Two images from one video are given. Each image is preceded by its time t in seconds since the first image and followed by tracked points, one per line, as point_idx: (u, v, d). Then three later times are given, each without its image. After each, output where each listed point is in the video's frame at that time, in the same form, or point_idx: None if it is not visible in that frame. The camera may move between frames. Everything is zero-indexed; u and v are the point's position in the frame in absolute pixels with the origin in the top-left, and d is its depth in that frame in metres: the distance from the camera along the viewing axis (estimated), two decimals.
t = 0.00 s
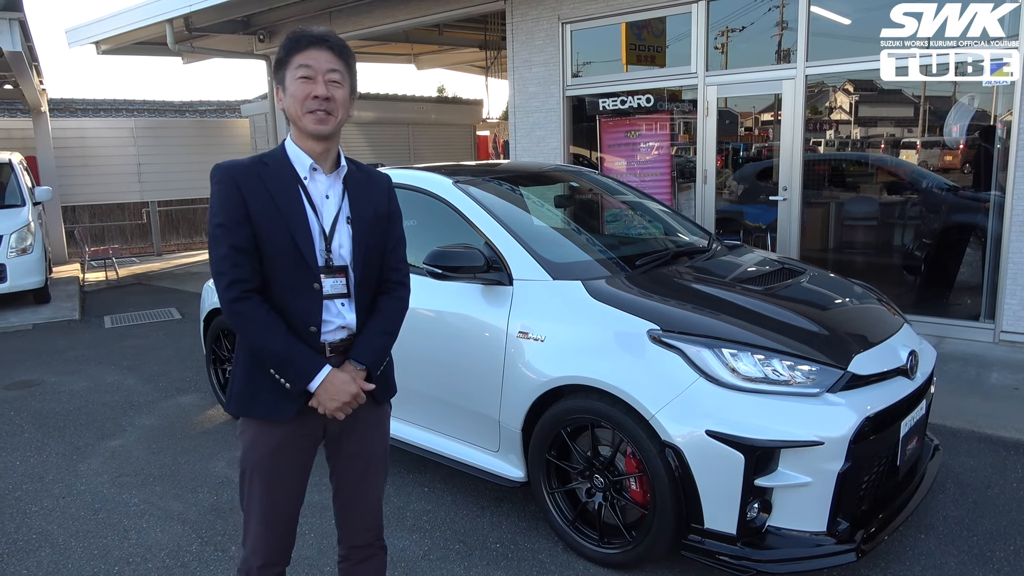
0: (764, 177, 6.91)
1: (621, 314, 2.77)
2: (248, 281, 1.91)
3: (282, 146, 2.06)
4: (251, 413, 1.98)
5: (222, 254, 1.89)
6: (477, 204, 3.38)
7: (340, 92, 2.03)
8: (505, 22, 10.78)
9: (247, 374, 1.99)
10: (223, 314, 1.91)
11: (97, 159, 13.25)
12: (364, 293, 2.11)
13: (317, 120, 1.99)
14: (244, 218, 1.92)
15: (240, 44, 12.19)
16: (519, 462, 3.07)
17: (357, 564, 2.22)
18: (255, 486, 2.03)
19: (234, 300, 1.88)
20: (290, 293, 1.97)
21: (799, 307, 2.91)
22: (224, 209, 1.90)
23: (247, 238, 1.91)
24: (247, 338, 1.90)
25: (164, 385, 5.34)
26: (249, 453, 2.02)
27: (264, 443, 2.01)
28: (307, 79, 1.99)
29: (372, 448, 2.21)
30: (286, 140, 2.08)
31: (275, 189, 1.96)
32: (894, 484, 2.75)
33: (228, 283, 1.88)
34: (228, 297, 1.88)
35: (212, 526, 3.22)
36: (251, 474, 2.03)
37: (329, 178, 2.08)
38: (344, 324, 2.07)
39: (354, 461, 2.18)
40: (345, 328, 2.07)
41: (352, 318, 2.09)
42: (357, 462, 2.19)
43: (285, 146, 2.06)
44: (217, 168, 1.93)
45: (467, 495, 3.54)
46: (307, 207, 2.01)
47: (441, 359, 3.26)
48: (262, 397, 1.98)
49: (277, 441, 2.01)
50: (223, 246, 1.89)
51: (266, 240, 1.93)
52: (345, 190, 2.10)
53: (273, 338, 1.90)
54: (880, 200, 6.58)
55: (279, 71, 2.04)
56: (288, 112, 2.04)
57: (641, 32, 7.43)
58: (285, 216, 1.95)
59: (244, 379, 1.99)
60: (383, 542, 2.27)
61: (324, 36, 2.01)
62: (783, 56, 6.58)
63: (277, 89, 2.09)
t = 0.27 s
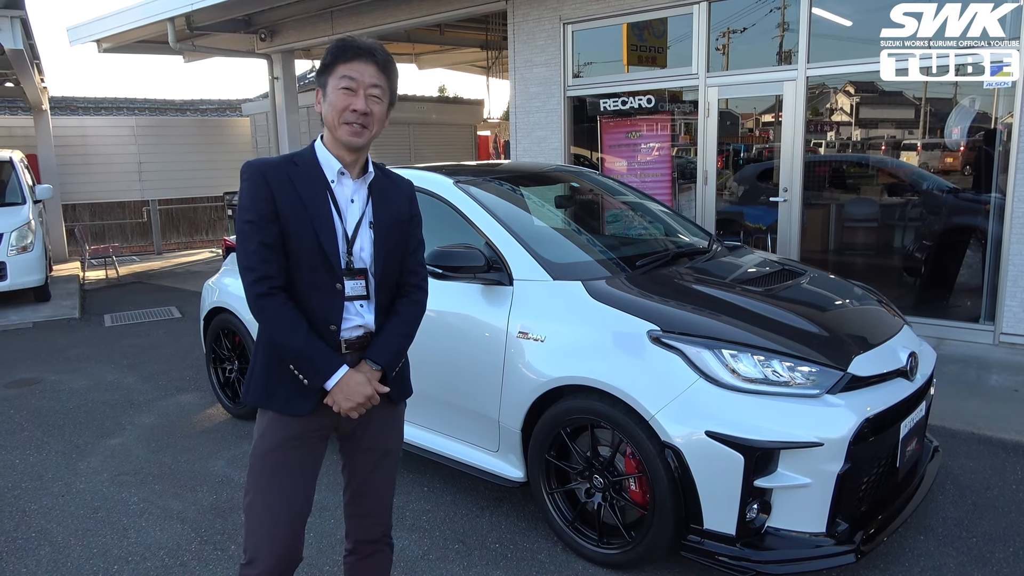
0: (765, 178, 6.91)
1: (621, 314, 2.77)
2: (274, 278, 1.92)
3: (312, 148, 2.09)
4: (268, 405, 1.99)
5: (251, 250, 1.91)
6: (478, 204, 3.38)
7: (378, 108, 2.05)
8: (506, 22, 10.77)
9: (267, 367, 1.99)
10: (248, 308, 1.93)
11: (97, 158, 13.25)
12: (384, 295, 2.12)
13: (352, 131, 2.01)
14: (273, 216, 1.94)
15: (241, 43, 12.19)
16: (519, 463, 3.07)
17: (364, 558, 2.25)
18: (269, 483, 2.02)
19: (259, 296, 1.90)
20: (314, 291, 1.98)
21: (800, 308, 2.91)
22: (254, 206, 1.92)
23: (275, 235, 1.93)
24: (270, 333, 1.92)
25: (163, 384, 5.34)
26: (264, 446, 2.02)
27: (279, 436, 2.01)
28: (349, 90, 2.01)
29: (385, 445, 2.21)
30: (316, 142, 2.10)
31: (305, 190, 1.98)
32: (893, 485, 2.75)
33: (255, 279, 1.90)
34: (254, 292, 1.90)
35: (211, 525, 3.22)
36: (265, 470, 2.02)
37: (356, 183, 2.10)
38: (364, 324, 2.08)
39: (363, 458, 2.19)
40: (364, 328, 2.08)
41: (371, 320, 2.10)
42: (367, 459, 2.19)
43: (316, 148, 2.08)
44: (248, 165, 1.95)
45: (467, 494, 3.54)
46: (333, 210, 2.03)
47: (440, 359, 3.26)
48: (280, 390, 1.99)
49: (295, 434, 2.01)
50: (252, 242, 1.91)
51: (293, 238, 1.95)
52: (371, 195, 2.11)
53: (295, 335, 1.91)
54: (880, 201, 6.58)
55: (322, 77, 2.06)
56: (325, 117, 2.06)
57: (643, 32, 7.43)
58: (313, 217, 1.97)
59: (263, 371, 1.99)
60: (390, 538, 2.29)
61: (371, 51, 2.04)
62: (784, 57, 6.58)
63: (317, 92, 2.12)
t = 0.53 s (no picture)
0: (765, 179, 6.91)
1: (621, 315, 2.77)
2: (286, 275, 1.91)
3: (316, 144, 2.08)
4: (282, 403, 1.98)
5: (263, 246, 1.89)
6: (478, 204, 3.38)
7: (382, 103, 2.05)
8: (506, 22, 10.76)
9: (278, 366, 1.98)
10: (260, 305, 1.91)
11: (97, 156, 13.25)
12: (391, 292, 2.12)
13: (356, 126, 2.01)
14: (282, 213, 1.92)
15: (241, 42, 12.18)
16: (519, 463, 3.07)
17: (366, 559, 2.25)
18: (280, 480, 2.03)
19: (273, 292, 1.89)
20: (325, 288, 1.97)
21: (801, 309, 2.90)
22: (264, 202, 1.91)
23: (285, 232, 1.92)
24: (283, 329, 1.90)
25: (163, 383, 5.34)
26: (275, 445, 2.02)
27: (290, 436, 2.01)
28: (354, 85, 2.01)
29: (390, 444, 2.20)
30: (321, 139, 2.09)
31: (314, 186, 1.97)
32: (893, 487, 2.75)
33: (267, 275, 1.89)
34: (268, 289, 1.89)
35: (211, 524, 3.21)
36: (274, 467, 2.03)
37: (362, 180, 2.09)
38: (374, 321, 2.08)
39: (368, 458, 2.19)
40: (374, 325, 2.08)
41: (379, 317, 2.10)
42: (371, 458, 2.19)
43: (321, 145, 2.07)
44: (256, 162, 1.94)
45: (467, 495, 3.54)
46: (342, 207, 2.02)
47: (441, 360, 3.25)
48: (294, 388, 1.98)
49: (307, 433, 2.01)
50: (264, 238, 1.90)
51: (304, 234, 1.94)
52: (376, 192, 2.11)
53: (310, 331, 1.90)
54: (881, 202, 6.58)
55: (326, 73, 2.05)
56: (329, 113, 2.05)
57: (643, 32, 7.42)
58: (322, 213, 1.96)
59: (275, 369, 1.98)
60: (392, 539, 2.29)
61: (375, 47, 2.04)
62: (785, 58, 6.57)
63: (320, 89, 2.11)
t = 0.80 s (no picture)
0: (766, 181, 6.91)
1: (621, 317, 2.77)
2: (285, 278, 1.91)
3: (313, 148, 2.09)
4: (285, 406, 1.98)
5: (262, 251, 1.90)
6: (479, 206, 3.38)
7: (378, 107, 2.06)
8: (507, 23, 10.77)
9: (280, 370, 1.98)
10: (260, 309, 1.91)
11: (98, 156, 13.26)
12: (391, 293, 2.13)
13: (350, 131, 2.01)
14: (280, 217, 1.93)
15: (243, 42, 12.19)
16: (521, 465, 3.07)
17: (367, 560, 2.25)
18: (282, 483, 2.03)
19: (273, 296, 1.89)
20: (324, 290, 1.98)
21: (801, 312, 2.91)
22: (262, 207, 1.91)
23: (284, 236, 1.92)
24: (284, 332, 1.90)
25: (163, 384, 5.34)
26: (277, 449, 2.03)
27: (292, 439, 2.01)
28: (350, 89, 2.02)
29: (391, 444, 2.21)
30: (316, 143, 2.10)
31: (311, 190, 1.97)
32: (893, 490, 2.75)
33: (267, 280, 1.89)
34: (268, 293, 1.89)
35: (211, 526, 3.21)
36: (276, 469, 2.03)
37: (359, 184, 2.10)
38: (374, 323, 2.08)
39: (369, 459, 2.19)
40: (375, 327, 2.08)
41: (380, 318, 2.11)
42: (372, 459, 2.19)
43: (317, 149, 2.07)
44: (252, 166, 1.94)
45: (468, 497, 3.54)
46: (340, 211, 2.03)
47: (443, 362, 3.26)
48: (297, 391, 1.98)
49: (309, 436, 2.01)
50: (262, 243, 1.90)
51: (302, 238, 1.95)
52: (374, 195, 2.12)
53: (311, 333, 1.90)
54: (881, 205, 6.58)
55: (323, 78, 2.07)
56: (324, 117, 2.06)
57: (644, 35, 7.43)
58: (320, 216, 1.96)
59: (276, 373, 1.98)
60: (394, 540, 2.30)
61: (373, 52, 2.05)
62: (785, 60, 6.58)
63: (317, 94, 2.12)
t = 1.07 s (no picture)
0: (769, 181, 6.90)
1: (622, 317, 2.77)
2: (283, 277, 1.92)
3: (312, 147, 2.09)
4: (283, 405, 1.98)
5: (259, 250, 1.90)
6: (482, 206, 3.38)
7: (377, 106, 2.06)
8: (510, 23, 10.77)
9: (279, 367, 1.99)
10: (258, 308, 1.91)
11: (102, 156, 13.29)
12: (390, 291, 2.13)
13: (348, 130, 2.02)
14: (277, 216, 1.93)
15: (246, 42, 12.19)
16: (522, 464, 3.07)
17: (369, 558, 2.25)
18: (282, 480, 2.03)
19: (270, 294, 1.89)
20: (322, 288, 1.98)
21: (803, 311, 2.90)
22: (259, 206, 1.91)
23: (281, 235, 1.93)
24: (282, 330, 1.91)
25: (166, 383, 5.35)
26: (277, 446, 2.03)
27: (291, 436, 2.01)
28: (349, 88, 2.02)
29: (392, 442, 2.20)
30: (316, 142, 2.10)
31: (309, 188, 1.97)
32: (896, 491, 2.74)
33: (264, 278, 1.89)
34: (265, 292, 1.89)
35: (215, 524, 3.22)
36: (277, 466, 2.03)
37: (357, 182, 2.10)
38: (373, 321, 2.08)
39: (370, 457, 2.19)
40: (374, 325, 2.08)
41: (379, 316, 2.11)
42: (374, 457, 2.19)
43: (316, 148, 2.07)
44: (250, 165, 1.94)
45: (470, 496, 3.55)
46: (337, 209, 2.03)
47: (445, 361, 3.26)
48: (294, 390, 1.99)
49: (309, 433, 2.01)
50: (260, 242, 1.90)
51: (299, 237, 1.95)
52: (372, 193, 2.12)
53: (308, 332, 1.90)
54: (884, 206, 6.56)
55: (322, 77, 2.07)
56: (323, 116, 2.06)
57: (647, 35, 7.43)
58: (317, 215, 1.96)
59: (275, 370, 1.99)
60: (396, 539, 2.29)
61: (371, 51, 2.05)
62: (788, 61, 6.58)
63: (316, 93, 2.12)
